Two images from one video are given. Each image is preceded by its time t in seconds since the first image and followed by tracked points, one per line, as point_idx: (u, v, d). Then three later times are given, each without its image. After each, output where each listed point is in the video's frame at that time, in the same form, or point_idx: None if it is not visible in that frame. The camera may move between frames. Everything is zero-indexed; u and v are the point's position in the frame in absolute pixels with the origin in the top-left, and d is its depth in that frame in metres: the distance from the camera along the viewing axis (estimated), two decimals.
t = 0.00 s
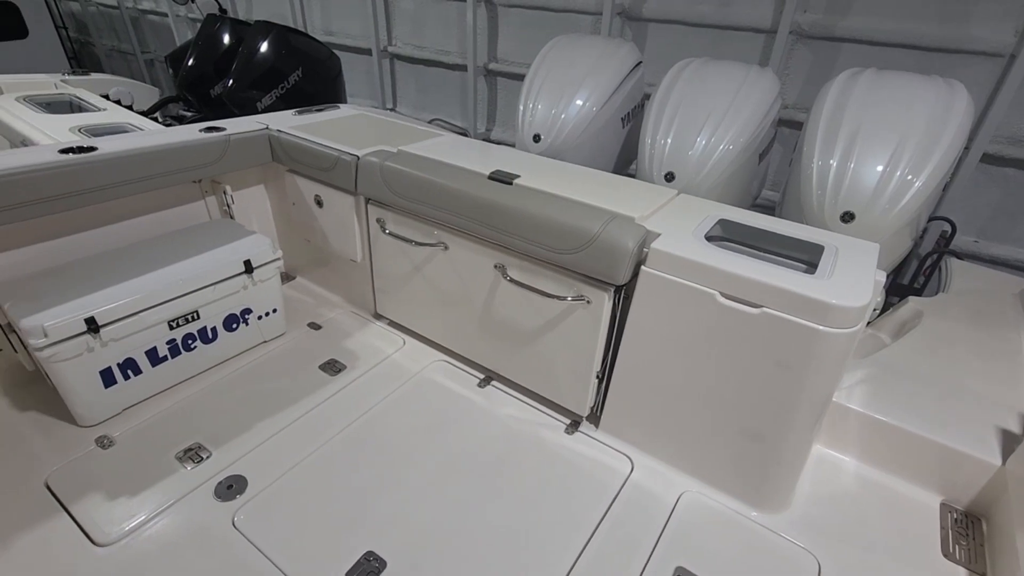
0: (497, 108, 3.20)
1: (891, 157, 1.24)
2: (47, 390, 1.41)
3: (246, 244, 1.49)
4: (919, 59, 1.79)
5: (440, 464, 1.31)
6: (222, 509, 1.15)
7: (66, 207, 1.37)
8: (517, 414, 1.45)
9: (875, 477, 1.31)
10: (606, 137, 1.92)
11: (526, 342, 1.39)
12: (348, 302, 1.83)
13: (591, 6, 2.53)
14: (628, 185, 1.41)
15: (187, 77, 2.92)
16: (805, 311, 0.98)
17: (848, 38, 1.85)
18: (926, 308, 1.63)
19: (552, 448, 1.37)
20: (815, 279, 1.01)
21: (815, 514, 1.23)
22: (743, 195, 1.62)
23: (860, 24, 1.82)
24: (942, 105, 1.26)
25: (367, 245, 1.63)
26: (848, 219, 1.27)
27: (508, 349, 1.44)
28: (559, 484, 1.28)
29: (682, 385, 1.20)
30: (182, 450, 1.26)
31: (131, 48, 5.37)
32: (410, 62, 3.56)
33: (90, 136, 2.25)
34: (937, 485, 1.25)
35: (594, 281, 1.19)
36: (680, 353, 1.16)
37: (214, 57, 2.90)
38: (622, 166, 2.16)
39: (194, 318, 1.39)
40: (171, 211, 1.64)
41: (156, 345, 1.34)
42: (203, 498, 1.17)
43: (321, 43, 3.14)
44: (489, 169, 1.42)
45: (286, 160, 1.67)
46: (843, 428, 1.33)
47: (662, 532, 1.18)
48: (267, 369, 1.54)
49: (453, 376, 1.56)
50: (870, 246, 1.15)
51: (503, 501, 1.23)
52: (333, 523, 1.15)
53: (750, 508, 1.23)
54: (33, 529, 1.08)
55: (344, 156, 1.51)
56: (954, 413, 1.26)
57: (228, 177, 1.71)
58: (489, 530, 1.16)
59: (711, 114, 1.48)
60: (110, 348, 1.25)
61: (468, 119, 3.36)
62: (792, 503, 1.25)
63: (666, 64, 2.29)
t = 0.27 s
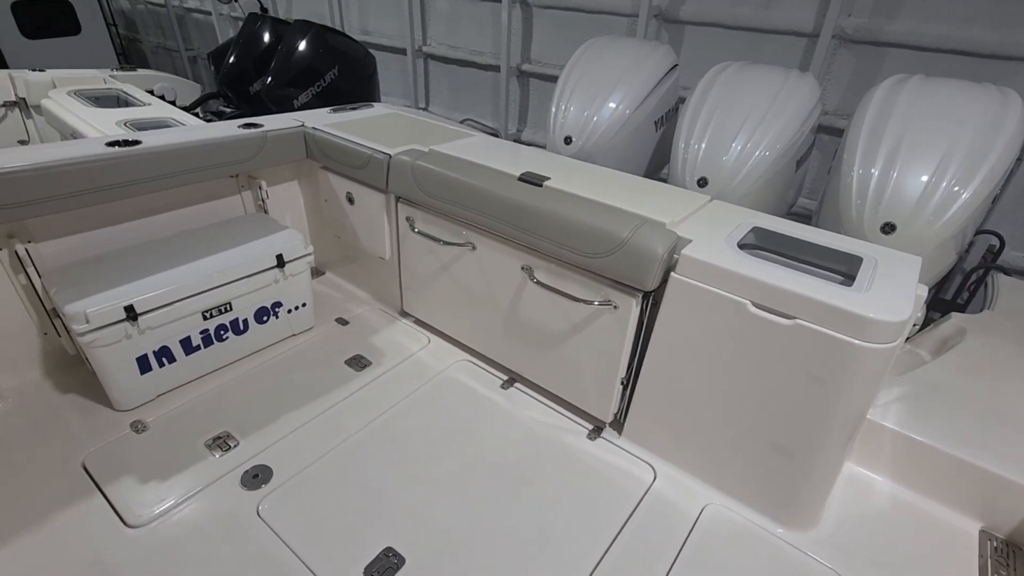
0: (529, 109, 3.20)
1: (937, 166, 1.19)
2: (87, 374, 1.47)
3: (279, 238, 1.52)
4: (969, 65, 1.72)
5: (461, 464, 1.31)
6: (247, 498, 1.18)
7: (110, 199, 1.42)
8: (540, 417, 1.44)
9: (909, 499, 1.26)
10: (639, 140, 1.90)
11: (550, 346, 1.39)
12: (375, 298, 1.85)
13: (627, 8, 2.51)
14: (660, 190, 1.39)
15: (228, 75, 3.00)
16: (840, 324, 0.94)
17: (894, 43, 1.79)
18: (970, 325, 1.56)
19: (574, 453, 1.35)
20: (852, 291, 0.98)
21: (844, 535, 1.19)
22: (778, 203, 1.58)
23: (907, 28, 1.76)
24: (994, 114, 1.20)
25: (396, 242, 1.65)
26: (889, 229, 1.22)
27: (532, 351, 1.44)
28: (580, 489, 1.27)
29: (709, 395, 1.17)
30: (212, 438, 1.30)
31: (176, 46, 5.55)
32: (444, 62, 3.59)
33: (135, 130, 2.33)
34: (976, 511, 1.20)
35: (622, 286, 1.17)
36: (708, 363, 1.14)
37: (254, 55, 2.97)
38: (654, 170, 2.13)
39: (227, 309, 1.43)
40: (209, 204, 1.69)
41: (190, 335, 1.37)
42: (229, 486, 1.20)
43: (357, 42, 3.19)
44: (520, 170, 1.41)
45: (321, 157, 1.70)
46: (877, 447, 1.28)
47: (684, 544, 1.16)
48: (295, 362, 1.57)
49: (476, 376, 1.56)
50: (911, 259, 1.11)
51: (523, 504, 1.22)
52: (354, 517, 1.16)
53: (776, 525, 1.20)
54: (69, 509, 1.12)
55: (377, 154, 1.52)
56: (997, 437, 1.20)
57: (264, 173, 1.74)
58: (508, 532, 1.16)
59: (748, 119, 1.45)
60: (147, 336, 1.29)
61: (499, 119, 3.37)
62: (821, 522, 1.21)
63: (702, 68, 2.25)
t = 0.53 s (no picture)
0: (565, 111, 3.16)
1: (1002, 183, 1.10)
2: (120, 363, 1.50)
3: (308, 236, 1.53)
4: None
5: (478, 474, 1.28)
6: (264, 496, 1.18)
7: (148, 193, 1.45)
8: (562, 430, 1.40)
9: (956, 541, 1.17)
10: (677, 147, 1.84)
11: (575, 357, 1.35)
12: (401, 299, 1.84)
13: (670, 10, 2.44)
14: (697, 200, 1.33)
15: (271, 72, 3.06)
16: (888, 352, 0.88)
17: (957, 50, 1.68)
18: None
19: (595, 469, 1.31)
20: (903, 317, 0.91)
21: None
22: (823, 216, 1.49)
23: (973, 34, 1.64)
24: None
25: (424, 244, 1.63)
26: (945, 249, 1.14)
27: (556, 361, 1.40)
28: (600, 507, 1.22)
29: (741, 419, 1.11)
30: (232, 433, 1.30)
31: (225, 44, 5.73)
32: (482, 63, 3.58)
33: (180, 125, 2.39)
34: None
35: (652, 299, 1.12)
36: (741, 385, 1.08)
37: (297, 53, 3.02)
38: (691, 178, 2.06)
39: (255, 306, 1.44)
40: (243, 200, 1.71)
41: (217, 329, 1.39)
42: (247, 483, 1.20)
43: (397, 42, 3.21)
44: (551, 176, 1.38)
45: (353, 156, 1.70)
46: (922, 483, 1.19)
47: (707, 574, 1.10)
48: (319, 360, 1.57)
49: (499, 383, 1.53)
50: (969, 283, 1.03)
51: (540, 519, 1.19)
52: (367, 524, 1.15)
53: (808, 560, 1.13)
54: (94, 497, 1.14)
55: (408, 155, 1.51)
56: None
57: (297, 171, 1.76)
58: (522, 549, 1.13)
59: (794, 127, 1.37)
60: (176, 329, 1.31)
61: (535, 122, 3.34)
62: (858, 560, 1.13)
63: (746, 73, 2.17)
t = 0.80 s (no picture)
0: (607, 116, 3.07)
1: None
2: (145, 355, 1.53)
3: (331, 237, 1.51)
4: None
5: (487, 493, 1.23)
6: (268, 501, 1.16)
7: (178, 188, 1.46)
8: (578, 452, 1.34)
9: None
10: (719, 157, 1.74)
11: (595, 377, 1.28)
12: (424, 304, 1.81)
13: (721, 13, 2.33)
14: (735, 216, 1.24)
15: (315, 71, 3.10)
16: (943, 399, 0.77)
17: None
18: None
19: (611, 497, 1.24)
20: (963, 360, 0.80)
21: None
22: (876, 238, 1.37)
23: None
24: None
25: (448, 250, 1.59)
26: (1014, 280, 1.01)
27: (575, 380, 1.33)
28: (613, 539, 1.15)
29: (771, 458, 1.02)
30: (244, 433, 1.29)
31: (278, 42, 5.89)
32: (524, 65, 3.53)
33: (222, 122, 2.45)
34: None
35: (679, 322, 1.04)
36: (772, 422, 0.99)
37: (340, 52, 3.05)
38: (733, 191, 1.95)
39: (274, 305, 1.43)
40: (272, 198, 1.71)
41: (236, 327, 1.39)
42: (253, 486, 1.19)
43: (439, 43, 3.20)
44: (580, 185, 1.31)
45: (382, 158, 1.68)
46: (977, 543, 1.07)
47: None
48: (337, 362, 1.56)
49: (516, 398, 1.48)
50: None
51: (548, 547, 1.13)
52: (368, 538, 1.11)
53: None
54: (105, 490, 1.15)
55: (434, 158, 1.48)
56: None
57: (327, 170, 1.75)
58: None
59: (849, 139, 1.26)
60: (195, 326, 1.31)
61: (575, 126, 3.26)
62: None
63: (799, 81, 2.05)
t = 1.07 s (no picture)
0: (654, 123, 2.96)
1: None
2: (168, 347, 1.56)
3: (351, 240, 1.50)
4: None
5: (487, 517, 1.18)
6: (264, 507, 1.15)
7: (206, 185, 1.47)
8: (588, 480, 1.26)
9: None
10: (764, 173, 1.61)
11: (609, 403, 1.20)
12: (445, 311, 1.78)
13: (780, 18, 2.19)
14: (772, 240, 1.13)
15: (361, 71, 3.14)
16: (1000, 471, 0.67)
17: None
18: None
19: (619, 533, 1.16)
20: None
21: None
22: (938, 270, 1.23)
23: None
24: None
25: (469, 258, 1.55)
26: None
27: (590, 404, 1.26)
28: None
29: (795, 512, 0.92)
30: (250, 434, 1.29)
31: (334, 41, 6.04)
32: (572, 69, 3.45)
33: (266, 119, 2.49)
34: None
35: (699, 355, 0.96)
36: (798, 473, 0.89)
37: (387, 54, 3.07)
38: (780, 208, 1.82)
39: (290, 306, 1.42)
40: (300, 197, 1.71)
41: (252, 326, 1.39)
42: (253, 490, 1.18)
43: (484, 45, 3.16)
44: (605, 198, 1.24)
45: (409, 161, 1.65)
46: None
47: None
48: (351, 367, 1.54)
49: (528, 417, 1.41)
50: None
51: None
52: (360, 554, 1.08)
53: None
54: (112, 482, 1.17)
55: (458, 164, 1.44)
56: None
57: (355, 171, 1.75)
58: None
59: (911, 158, 1.13)
60: (210, 323, 1.31)
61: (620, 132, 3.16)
62: None
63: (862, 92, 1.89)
